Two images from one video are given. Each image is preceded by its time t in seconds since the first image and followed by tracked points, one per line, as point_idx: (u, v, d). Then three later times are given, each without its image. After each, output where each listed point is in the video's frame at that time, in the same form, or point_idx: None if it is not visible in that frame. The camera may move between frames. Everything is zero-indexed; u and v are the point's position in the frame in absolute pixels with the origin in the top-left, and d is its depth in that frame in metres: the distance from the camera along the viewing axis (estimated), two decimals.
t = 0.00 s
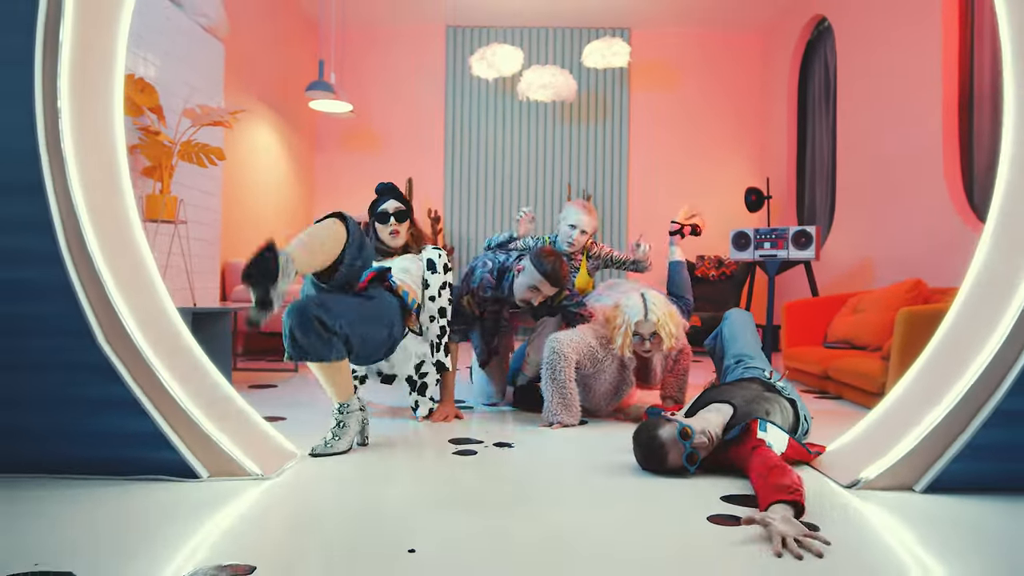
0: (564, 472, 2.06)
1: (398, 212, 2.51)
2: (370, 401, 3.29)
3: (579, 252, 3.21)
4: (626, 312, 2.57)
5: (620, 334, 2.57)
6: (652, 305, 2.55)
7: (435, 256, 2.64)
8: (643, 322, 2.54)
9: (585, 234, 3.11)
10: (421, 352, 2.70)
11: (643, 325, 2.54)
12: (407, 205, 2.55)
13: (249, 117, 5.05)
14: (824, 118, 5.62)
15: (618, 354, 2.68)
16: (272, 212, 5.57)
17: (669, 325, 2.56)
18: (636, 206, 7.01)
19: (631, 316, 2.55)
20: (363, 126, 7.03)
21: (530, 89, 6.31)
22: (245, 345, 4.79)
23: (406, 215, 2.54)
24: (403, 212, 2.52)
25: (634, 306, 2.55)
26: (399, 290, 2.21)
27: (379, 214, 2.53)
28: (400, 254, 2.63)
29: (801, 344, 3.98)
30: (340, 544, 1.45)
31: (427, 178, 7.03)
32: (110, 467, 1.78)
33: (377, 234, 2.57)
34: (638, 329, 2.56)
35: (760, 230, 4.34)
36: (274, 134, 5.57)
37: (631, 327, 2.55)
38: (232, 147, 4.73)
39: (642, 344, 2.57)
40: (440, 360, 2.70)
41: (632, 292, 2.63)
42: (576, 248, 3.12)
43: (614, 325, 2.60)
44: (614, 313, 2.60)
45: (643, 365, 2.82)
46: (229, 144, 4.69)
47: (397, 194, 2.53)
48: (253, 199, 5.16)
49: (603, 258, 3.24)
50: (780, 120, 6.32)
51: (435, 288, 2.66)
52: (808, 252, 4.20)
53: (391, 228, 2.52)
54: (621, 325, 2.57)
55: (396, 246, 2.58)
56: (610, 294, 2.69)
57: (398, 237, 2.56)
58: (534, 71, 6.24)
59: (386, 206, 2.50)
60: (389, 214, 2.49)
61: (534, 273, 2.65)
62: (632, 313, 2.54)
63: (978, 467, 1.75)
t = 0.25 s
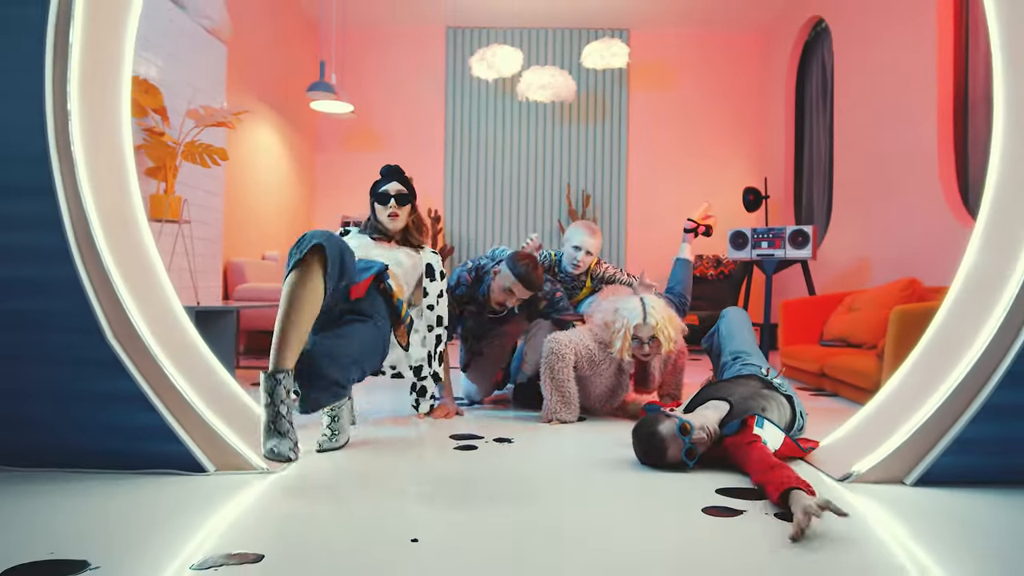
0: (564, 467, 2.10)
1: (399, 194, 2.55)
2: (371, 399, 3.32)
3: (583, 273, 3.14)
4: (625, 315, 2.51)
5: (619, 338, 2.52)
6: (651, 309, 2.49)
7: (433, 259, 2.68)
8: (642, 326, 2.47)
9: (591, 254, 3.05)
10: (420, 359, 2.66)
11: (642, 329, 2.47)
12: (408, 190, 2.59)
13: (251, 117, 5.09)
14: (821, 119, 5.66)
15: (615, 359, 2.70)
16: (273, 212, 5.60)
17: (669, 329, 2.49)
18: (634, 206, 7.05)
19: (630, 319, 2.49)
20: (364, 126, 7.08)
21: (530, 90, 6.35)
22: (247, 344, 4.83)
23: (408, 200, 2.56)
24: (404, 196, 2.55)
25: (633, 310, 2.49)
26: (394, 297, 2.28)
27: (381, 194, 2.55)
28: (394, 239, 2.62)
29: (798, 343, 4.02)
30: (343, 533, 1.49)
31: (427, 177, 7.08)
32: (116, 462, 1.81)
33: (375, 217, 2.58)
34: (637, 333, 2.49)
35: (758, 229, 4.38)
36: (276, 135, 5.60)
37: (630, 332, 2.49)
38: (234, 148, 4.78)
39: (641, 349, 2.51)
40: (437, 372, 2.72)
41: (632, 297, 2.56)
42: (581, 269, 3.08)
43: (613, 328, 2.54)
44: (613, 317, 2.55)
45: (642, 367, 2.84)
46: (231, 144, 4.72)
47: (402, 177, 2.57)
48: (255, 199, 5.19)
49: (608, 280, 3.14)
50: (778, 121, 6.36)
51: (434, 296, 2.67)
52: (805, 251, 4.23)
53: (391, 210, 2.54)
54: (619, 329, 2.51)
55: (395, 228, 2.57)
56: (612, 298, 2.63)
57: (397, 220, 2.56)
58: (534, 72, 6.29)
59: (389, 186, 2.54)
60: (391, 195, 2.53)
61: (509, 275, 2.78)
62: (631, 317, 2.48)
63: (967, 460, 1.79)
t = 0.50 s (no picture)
0: (562, 463, 2.14)
1: (398, 173, 2.00)
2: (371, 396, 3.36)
3: (585, 284, 3.16)
4: (625, 324, 2.55)
5: (619, 346, 2.56)
6: (651, 317, 2.53)
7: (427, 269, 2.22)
8: (642, 334, 2.52)
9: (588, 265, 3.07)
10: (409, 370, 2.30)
11: (642, 336, 2.52)
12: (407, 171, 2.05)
13: (252, 118, 5.13)
14: (819, 119, 5.69)
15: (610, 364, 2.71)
16: (274, 212, 5.64)
17: (668, 337, 2.53)
18: (633, 206, 7.09)
19: (630, 327, 2.53)
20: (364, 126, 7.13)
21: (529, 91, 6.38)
22: (248, 343, 4.87)
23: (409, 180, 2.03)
24: (405, 176, 2.01)
25: (633, 318, 2.54)
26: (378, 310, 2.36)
27: (377, 168, 2.00)
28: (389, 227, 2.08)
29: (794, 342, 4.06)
30: (345, 526, 1.52)
31: (426, 177, 7.13)
32: (123, 458, 1.84)
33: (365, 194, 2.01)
34: (637, 341, 2.54)
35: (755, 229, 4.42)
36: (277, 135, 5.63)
37: (630, 339, 2.54)
38: (236, 149, 4.82)
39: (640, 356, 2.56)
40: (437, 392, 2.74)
41: (631, 305, 2.61)
42: (582, 281, 3.10)
43: (613, 335, 2.59)
44: (613, 325, 2.59)
45: (642, 377, 2.83)
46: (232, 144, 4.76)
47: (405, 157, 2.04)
48: (256, 199, 5.23)
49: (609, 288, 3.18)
50: (776, 121, 6.40)
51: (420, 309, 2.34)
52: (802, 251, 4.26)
53: (385, 189, 1.99)
54: (619, 337, 2.55)
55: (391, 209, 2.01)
56: (613, 307, 2.68)
57: (394, 200, 2.01)
58: (533, 73, 6.32)
59: (388, 162, 1.99)
60: (389, 172, 1.98)
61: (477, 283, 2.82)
62: (631, 325, 2.52)
63: (955, 455, 1.83)
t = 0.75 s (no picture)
0: (560, 461, 2.17)
1: (398, 163, 1.96)
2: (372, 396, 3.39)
3: (581, 289, 3.25)
4: (621, 333, 2.56)
5: (615, 356, 2.57)
6: (647, 328, 2.55)
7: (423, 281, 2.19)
8: (639, 343, 2.54)
9: (576, 269, 3.15)
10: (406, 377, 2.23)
11: (639, 346, 2.54)
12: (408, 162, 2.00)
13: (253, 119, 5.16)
14: (817, 120, 5.72)
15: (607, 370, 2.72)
16: (275, 212, 5.68)
17: (664, 347, 2.55)
18: (632, 207, 7.12)
19: (626, 337, 2.55)
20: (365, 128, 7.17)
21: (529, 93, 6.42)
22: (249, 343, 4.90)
23: (408, 171, 1.99)
24: (403, 168, 1.97)
25: (629, 328, 2.55)
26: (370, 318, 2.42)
27: (378, 154, 1.97)
28: (380, 220, 2.04)
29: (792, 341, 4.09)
30: (346, 521, 1.56)
31: (426, 178, 7.17)
32: (129, 456, 1.87)
33: (365, 180, 1.99)
34: (634, 351, 2.56)
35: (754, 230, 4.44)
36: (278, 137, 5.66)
37: (625, 349, 2.55)
38: (238, 150, 4.86)
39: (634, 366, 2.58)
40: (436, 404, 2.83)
41: (629, 315, 2.63)
42: (574, 288, 3.16)
43: (609, 344, 2.60)
44: (610, 334, 2.60)
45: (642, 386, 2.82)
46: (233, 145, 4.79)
47: (404, 146, 2.00)
48: (257, 200, 5.26)
49: (608, 294, 3.23)
50: (775, 123, 6.43)
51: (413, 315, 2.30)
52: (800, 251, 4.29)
53: (382, 176, 1.95)
54: (615, 346, 2.56)
55: (386, 202, 1.98)
56: (614, 317, 2.70)
57: (390, 192, 1.98)
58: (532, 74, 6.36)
59: (388, 150, 1.97)
60: (388, 161, 1.95)
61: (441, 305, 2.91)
62: (628, 335, 2.54)
63: (947, 452, 1.86)
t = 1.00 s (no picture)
0: (556, 458, 2.20)
1: (402, 164, 1.94)
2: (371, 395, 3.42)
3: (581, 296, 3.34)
4: (616, 342, 2.59)
5: (610, 365, 2.61)
6: (642, 336, 2.57)
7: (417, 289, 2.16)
8: (633, 352, 2.57)
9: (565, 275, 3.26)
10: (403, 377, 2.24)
11: (633, 354, 2.57)
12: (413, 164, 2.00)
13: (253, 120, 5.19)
14: (815, 121, 5.75)
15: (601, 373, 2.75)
16: (275, 212, 5.71)
17: (658, 354, 2.57)
18: (631, 207, 7.15)
19: (621, 345, 2.58)
20: (364, 128, 7.19)
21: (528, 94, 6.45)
22: (249, 342, 4.92)
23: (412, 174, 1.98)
24: (408, 169, 1.95)
25: (624, 337, 2.58)
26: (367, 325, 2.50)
27: (383, 154, 1.95)
28: (377, 217, 2.02)
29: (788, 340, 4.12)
30: (345, 517, 1.59)
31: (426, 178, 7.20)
32: (133, 454, 1.90)
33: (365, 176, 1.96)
34: (628, 358, 2.59)
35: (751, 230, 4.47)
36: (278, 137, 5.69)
37: (620, 357, 2.59)
38: (238, 151, 4.89)
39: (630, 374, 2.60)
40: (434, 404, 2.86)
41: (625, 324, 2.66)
42: (566, 292, 3.28)
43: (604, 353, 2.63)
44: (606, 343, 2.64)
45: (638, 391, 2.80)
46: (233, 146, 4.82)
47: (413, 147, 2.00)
48: (258, 200, 5.29)
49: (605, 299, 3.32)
50: (773, 123, 6.46)
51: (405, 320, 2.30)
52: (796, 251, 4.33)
53: (385, 176, 1.93)
54: (610, 356, 2.60)
55: (385, 199, 1.95)
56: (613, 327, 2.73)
57: (389, 189, 1.96)
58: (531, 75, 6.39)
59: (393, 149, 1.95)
60: (393, 161, 1.93)
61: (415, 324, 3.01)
62: (622, 343, 2.57)
63: (936, 449, 1.89)
